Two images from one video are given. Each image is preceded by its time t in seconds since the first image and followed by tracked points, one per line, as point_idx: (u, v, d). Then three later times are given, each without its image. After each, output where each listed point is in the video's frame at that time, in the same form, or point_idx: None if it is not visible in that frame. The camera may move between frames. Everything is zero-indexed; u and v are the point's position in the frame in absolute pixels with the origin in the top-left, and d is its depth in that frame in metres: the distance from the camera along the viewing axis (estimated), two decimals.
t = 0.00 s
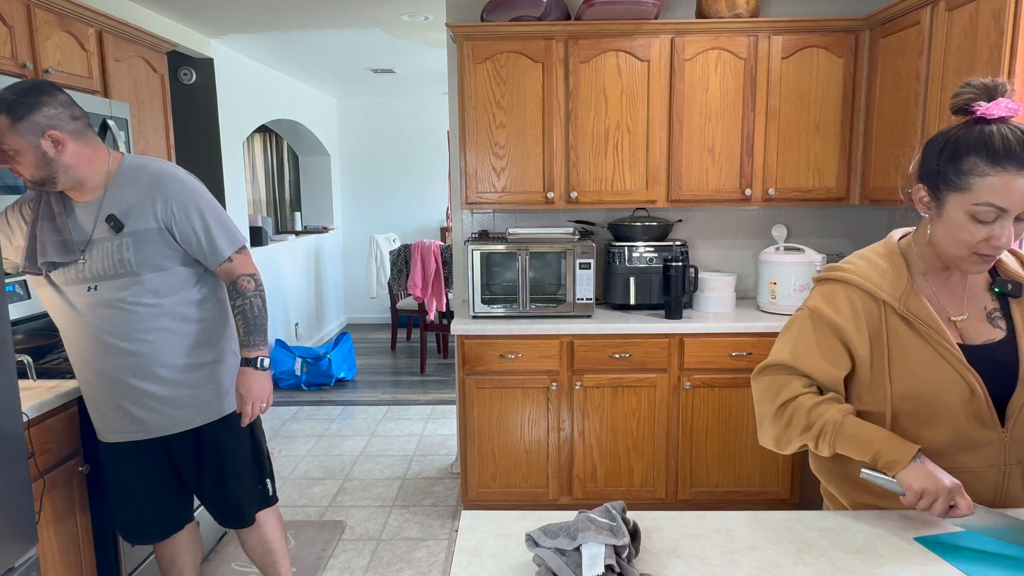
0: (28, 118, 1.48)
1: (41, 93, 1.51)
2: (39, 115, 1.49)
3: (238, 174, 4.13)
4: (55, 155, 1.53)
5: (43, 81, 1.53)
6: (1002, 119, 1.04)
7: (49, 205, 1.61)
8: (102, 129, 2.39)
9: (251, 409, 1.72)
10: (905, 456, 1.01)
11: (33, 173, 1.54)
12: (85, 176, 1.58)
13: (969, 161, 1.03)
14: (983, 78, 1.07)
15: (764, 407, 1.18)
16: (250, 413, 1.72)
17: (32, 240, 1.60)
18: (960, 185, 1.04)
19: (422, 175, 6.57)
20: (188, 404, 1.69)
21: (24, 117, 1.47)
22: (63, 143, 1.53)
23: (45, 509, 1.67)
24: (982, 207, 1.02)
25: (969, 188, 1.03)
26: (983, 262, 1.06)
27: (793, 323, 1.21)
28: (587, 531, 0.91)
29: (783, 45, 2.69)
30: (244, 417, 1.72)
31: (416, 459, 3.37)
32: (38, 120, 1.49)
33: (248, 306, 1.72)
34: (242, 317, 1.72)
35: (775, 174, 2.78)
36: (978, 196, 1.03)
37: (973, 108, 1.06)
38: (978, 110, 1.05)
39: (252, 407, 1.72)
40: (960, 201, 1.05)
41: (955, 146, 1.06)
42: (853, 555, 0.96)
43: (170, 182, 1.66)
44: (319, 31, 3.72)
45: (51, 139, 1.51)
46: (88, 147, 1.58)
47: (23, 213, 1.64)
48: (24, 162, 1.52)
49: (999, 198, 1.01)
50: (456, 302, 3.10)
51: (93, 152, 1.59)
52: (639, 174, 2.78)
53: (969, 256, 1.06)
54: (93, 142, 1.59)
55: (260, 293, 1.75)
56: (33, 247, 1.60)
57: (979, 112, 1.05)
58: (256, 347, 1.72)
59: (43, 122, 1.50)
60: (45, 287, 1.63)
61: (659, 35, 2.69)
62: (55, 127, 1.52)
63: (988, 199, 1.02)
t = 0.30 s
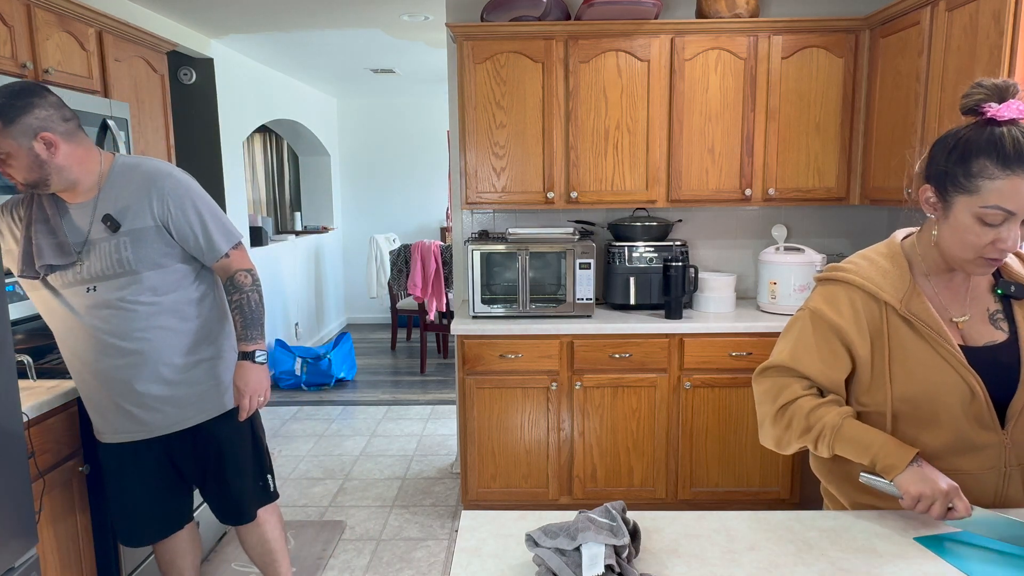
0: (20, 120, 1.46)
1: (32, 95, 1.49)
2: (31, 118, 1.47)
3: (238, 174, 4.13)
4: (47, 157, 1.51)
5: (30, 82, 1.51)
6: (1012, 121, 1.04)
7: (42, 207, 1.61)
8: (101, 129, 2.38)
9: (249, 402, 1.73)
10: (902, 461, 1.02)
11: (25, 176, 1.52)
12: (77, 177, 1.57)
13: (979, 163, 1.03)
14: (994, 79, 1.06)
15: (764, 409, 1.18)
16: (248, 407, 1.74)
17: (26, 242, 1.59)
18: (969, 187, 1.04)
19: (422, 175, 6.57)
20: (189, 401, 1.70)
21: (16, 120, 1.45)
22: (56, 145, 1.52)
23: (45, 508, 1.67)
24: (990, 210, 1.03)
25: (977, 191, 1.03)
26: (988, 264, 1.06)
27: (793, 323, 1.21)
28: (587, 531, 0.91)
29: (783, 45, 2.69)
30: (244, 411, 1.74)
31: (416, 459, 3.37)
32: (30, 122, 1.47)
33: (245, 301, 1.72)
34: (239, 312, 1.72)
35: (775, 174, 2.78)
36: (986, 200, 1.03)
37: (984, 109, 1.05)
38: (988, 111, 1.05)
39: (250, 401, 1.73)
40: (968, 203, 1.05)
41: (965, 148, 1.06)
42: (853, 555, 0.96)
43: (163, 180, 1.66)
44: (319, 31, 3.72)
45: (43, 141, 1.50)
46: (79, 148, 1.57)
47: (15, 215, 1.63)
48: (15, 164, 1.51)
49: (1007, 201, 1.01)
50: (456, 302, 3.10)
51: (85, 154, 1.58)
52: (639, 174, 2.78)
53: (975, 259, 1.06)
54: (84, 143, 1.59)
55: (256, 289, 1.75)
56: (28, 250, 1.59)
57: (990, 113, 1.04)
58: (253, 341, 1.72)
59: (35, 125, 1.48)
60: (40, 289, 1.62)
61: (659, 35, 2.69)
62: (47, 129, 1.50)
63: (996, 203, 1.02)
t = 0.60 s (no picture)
0: (19, 120, 1.46)
1: (31, 95, 1.49)
2: (30, 118, 1.48)
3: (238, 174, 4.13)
4: (46, 157, 1.51)
5: (31, 82, 1.52)
6: (1015, 121, 1.03)
7: (42, 208, 1.61)
8: (101, 129, 2.38)
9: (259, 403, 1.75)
10: (903, 460, 1.02)
11: (25, 177, 1.53)
12: (78, 177, 1.57)
13: (982, 163, 1.03)
14: (997, 79, 1.06)
15: (765, 408, 1.18)
16: (257, 407, 1.75)
17: (25, 242, 1.59)
18: (972, 187, 1.05)
19: (423, 175, 6.57)
20: (189, 402, 1.70)
21: (15, 120, 1.45)
22: (55, 145, 1.52)
23: (45, 508, 1.67)
24: (993, 210, 1.03)
25: (980, 191, 1.04)
26: (990, 264, 1.06)
27: (795, 323, 1.21)
28: (587, 531, 0.91)
29: (783, 45, 2.69)
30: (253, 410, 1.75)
31: (416, 459, 3.37)
32: (29, 122, 1.48)
33: (249, 302, 1.73)
34: (244, 313, 1.73)
35: (775, 174, 2.78)
36: (989, 200, 1.03)
37: (988, 109, 1.05)
38: (991, 111, 1.05)
39: (259, 401, 1.75)
40: (971, 203, 1.05)
41: (967, 148, 1.06)
42: (853, 555, 0.96)
43: (164, 180, 1.66)
44: (319, 31, 3.72)
45: (43, 141, 1.50)
46: (79, 148, 1.57)
47: (12, 216, 1.62)
48: (15, 164, 1.51)
49: (1010, 201, 1.01)
50: (456, 302, 3.10)
51: (86, 154, 1.58)
52: (639, 174, 2.78)
53: (977, 258, 1.06)
54: (85, 144, 1.59)
55: (260, 289, 1.76)
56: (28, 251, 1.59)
57: (993, 113, 1.04)
58: (259, 342, 1.73)
59: (34, 125, 1.48)
60: (40, 289, 1.62)
61: (659, 35, 2.69)
62: (46, 129, 1.51)
63: (999, 203, 1.02)
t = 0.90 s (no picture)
0: (29, 116, 1.47)
1: (43, 92, 1.50)
2: (41, 113, 1.49)
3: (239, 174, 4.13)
4: (55, 153, 1.52)
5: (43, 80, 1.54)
6: (1018, 118, 1.03)
7: (48, 204, 1.61)
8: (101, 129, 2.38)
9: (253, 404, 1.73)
10: (905, 458, 1.02)
11: (32, 172, 1.53)
12: (85, 175, 1.58)
13: (986, 159, 1.03)
14: (999, 77, 1.07)
15: (767, 408, 1.18)
16: (250, 407, 1.73)
17: (30, 238, 1.59)
18: (977, 184, 1.04)
19: (422, 174, 6.57)
20: (190, 402, 1.70)
21: (26, 115, 1.47)
22: (65, 141, 1.53)
23: (45, 508, 1.67)
24: (997, 207, 1.03)
25: (984, 187, 1.04)
26: (993, 262, 1.06)
27: (797, 322, 1.21)
28: (587, 531, 0.91)
29: (783, 45, 2.69)
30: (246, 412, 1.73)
31: (416, 459, 3.37)
32: (40, 118, 1.49)
33: (250, 302, 1.73)
34: (244, 313, 1.73)
35: (775, 174, 2.78)
36: (994, 196, 1.03)
37: (990, 107, 1.05)
38: (994, 108, 1.05)
39: (252, 402, 1.73)
40: (975, 200, 1.05)
41: (972, 145, 1.05)
42: (853, 554, 0.96)
43: (171, 180, 1.66)
44: (319, 31, 3.72)
45: (53, 137, 1.51)
46: (88, 146, 1.57)
47: (21, 213, 1.63)
48: (24, 159, 1.51)
49: (1014, 197, 1.01)
50: (456, 302, 3.10)
51: (94, 153, 1.59)
52: (639, 173, 2.78)
53: (980, 256, 1.06)
54: (93, 142, 1.59)
55: (262, 290, 1.76)
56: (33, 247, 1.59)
57: (997, 110, 1.04)
58: (256, 342, 1.73)
59: (45, 120, 1.49)
60: (44, 287, 1.62)
61: (659, 35, 2.69)
62: (57, 126, 1.51)
63: (1002, 199, 1.02)
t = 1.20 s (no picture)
0: (61, 106, 1.51)
1: (78, 86, 1.54)
2: (73, 105, 1.53)
3: (239, 174, 4.13)
4: (81, 144, 1.54)
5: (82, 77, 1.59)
6: (1015, 116, 1.04)
7: (67, 196, 1.60)
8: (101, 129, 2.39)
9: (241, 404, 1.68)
10: (924, 457, 1.01)
11: (57, 162, 1.55)
12: (107, 170, 1.59)
13: (983, 156, 1.03)
14: (997, 76, 1.07)
15: (780, 413, 1.19)
16: (236, 408, 1.68)
17: (44, 228, 1.59)
18: (974, 180, 1.04)
19: (422, 174, 6.57)
20: (196, 401, 1.70)
21: (59, 105, 1.51)
22: (92, 133, 1.55)
23: (45, 508, 1.67)
24: (994, 203, 1.03)
25: (981, 183, 1.04)
26: (991, 259, 1.06)
27: (801, 322, 1.21)
28: (587, 531, 0.91)
29: (783, 45, 2.69)
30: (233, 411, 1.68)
31: (416, 459, 3.37)
32: (71, 109, 1.52)
33: (255, 303, 1.73)
34: (247, 312, 1.72)
35: (775, 174, 2.78)
36: (991, 192, 1.03)
37: (988, 105, 1.05)
38: (991, 106, 1.05)
39: (240, 402, 1.68)
40: (973, 196, 1.05)
41: (969, 141, 1.06)
42: (853, 555, 0.96)
43: (191, 179, 1.68)
44: (319, 31, 3.72)
45: (82, 128, 1.54)
46: (114, 143, 1.60)
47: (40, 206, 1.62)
48: (50, 149, 1.54)
49: (1011, 194, 1.01)
50: (456, 303, 3.10)
51: (120, 149, 1.61)
52: (639, 173, 2.78)
53: (978, 253, 1.06)
54: (120, 140, 1.62)
55: (269, 292, 1.77)
56: (47, 236, 1.59)
57: (993, 108, 1.04)
58: (254, 342, 1.70)
59: (76, 112, 1.53)
60: (57, 278, 1.61)
61: (659, 35, 2.69)
62: (86, 118, 1.54)
63: (1000, 195, 1.02)
